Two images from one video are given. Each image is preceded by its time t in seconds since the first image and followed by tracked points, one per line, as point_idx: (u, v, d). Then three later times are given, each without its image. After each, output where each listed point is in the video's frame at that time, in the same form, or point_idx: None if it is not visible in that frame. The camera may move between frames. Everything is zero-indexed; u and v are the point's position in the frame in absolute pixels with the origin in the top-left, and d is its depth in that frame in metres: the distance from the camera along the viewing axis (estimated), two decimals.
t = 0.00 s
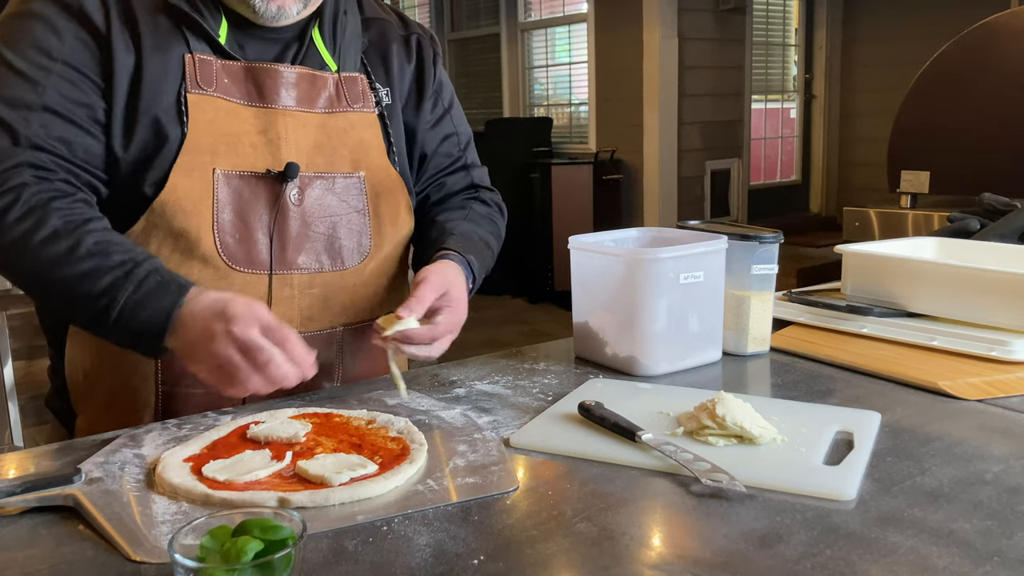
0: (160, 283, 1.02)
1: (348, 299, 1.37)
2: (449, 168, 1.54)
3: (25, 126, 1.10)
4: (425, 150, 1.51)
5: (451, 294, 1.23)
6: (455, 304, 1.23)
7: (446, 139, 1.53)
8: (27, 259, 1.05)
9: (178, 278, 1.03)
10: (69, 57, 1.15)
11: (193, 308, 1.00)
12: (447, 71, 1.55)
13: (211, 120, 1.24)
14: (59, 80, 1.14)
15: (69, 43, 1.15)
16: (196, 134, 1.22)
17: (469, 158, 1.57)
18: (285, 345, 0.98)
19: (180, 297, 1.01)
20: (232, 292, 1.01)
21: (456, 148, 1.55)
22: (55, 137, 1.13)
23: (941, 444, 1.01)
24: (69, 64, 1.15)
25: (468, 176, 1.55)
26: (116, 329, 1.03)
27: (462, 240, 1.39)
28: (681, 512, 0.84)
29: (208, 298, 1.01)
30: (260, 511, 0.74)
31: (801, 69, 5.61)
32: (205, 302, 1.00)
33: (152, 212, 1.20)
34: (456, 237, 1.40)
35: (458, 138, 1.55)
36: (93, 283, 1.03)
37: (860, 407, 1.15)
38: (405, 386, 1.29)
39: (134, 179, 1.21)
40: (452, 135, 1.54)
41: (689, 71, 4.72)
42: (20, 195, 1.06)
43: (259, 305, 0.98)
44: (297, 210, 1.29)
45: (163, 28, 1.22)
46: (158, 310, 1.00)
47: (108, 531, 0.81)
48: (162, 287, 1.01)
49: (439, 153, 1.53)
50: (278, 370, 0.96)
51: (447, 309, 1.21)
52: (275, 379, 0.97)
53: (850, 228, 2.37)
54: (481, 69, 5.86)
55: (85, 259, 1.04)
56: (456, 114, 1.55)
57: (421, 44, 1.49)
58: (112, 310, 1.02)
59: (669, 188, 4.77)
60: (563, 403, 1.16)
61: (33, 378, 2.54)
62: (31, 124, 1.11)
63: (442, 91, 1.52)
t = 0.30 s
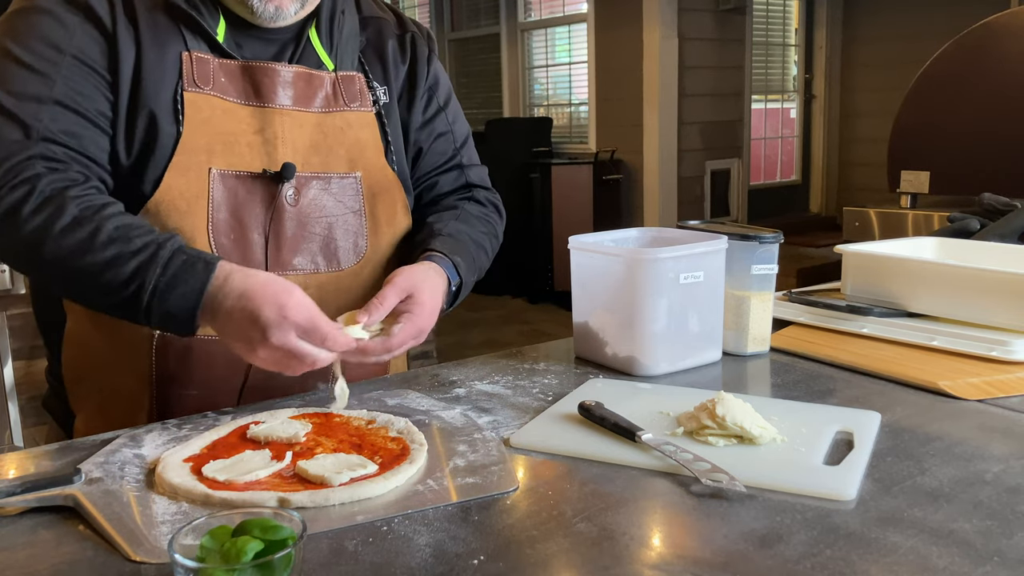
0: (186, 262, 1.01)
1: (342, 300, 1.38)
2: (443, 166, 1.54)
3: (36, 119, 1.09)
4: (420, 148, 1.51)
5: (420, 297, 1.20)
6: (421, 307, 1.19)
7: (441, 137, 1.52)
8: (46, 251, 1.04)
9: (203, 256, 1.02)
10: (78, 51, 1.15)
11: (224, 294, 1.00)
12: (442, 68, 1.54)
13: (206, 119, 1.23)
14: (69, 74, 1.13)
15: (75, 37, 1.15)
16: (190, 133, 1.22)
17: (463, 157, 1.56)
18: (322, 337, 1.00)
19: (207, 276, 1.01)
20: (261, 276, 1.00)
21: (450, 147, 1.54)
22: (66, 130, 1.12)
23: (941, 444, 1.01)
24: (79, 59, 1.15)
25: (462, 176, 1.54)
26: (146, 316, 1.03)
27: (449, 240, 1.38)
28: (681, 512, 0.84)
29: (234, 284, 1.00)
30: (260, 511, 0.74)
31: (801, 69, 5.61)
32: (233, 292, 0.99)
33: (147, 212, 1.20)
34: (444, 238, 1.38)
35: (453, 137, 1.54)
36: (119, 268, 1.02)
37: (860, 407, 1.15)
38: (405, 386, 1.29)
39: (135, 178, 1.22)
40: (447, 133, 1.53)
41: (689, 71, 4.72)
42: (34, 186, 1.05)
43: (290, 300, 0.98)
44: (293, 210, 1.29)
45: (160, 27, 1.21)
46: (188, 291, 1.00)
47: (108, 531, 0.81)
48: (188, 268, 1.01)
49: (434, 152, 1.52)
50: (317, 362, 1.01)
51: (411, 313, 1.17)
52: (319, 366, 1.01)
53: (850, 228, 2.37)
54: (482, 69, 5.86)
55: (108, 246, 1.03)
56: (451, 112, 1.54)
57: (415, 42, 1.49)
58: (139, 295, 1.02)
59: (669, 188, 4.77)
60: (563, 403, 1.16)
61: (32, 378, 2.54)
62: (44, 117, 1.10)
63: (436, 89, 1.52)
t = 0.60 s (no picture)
0: (157, 282, 1.05)
1: (345, 306, 1.38)
2: (450, 172, 1.54)
3: (18, 129, 1.10)
4: (428, 155, 1.51)
5: (428, 301, 1.22)
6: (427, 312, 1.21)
7: (446, 143, 1.52)
8: (24, 266, 1.06)
9: (172, 275, 1.06)
10: (67, 61, 1.15)
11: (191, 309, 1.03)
12: (448, 75, 1.54)
13: (207, 124, 1.23)
14: (55, 83, 1.14)
15: (61, 47, 1.15)
16: (193, 139, 1.22)
17: (470, 161, 1.56)
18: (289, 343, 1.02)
19: (176, 295, 1.04)
20: (215, 289, 1.03)
21: (457, 152, 1.54)
22: (49, 141, 1.13)
23: (941, 444, 1.01)
24: (66, 67, 1.15)
25: (469, 180, 1.55)
26: (120, 332, 1.06)
27: (458, 244, 1.39)
28: (681, 512, 0.84)
29: (196, 297, 1.03)
30: (260, 511, 0.74)
31: (801, 69, 5.61)
32: (197, 307, 1.03)
33: (148, 216, 1.19)
34: (452, 242, 1.39)
35: (459, 142, 1.54)
36: (91, 286, 1.05)
37: (860, 407, 1.15)
38: (404, 386, 1.29)
39: (132, 186, 1.22)
40: (452, 140, 1.53)
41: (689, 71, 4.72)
42: (10, 201, 1.07)
43: (246, 312, 1.00)
44: (294, 214, 1.29)
45: (160, 31, 1.21)
46: (160, 310, 1.04)
47: (109, 531, 0.81)
48: (157, 287, 1.04)
49: (439, 157, 1.52)
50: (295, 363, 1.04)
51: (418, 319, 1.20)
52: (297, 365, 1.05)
53: (850, 228, 2.37)
54: (482, 69, 5.86)
55: (80, 262, 1.05)
56: (457, 118, 1.54)
57: (422, 46, 1.49)
58: (112, 313, 1.05)
59: (669, 188, 4.77)
60: (563, 403, 1.16)
61: (32, 378, 2.54)
62: (27, 127, 1.10)
63: (443, 95, 1.52)
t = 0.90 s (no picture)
0: (154, 252, 1.04)
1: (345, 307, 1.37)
2: (451, 170, 1.53)
3: (14, 124, 1.10)
4: (427, 153, 1.51)
5: (427, 286, 1.20)
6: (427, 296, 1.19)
7: (447, 141, 1.52)
8: (19, 252, 1.07)
9: (171, 246, 1.04)
10: (65, 58, 1.15)
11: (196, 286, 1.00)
12: (448, 72, 1.53)
13: (207, 125, 1.23)
14: (52, 81, 1.14)
15: (60, 45, 1.15)
16: (192, 140, 1.22)
17: (471, 159, 1.55)
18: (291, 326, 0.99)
19: (175, 266, 1.03)
20: (227, 265, 1.00)
21: (457, 150, 1.54)
22: (43, 135, 1.13)
23: (941, 444, 1.01)
24: (63, 65, 1.15)
25: (469, 179, 1.54)
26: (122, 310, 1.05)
27: (453, 235, 1.37)
28: (680, 512, 0.84)
29: (201, 270, 1.01)
30: (260, 511, 0.74)
31: (801, 69, 5.61)
32: (201, 281, 1.00)
33: (147, 216, 1.20)
34: (448, 234, 1.37)
35: (460, 140, 1.54)
36: (89, 262, 1.05)
37: (860, 407, 1.15)
38: (404, 386, 1.29)
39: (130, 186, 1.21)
40: (453, 137, 1.53)
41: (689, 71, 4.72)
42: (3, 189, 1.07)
43: (258, 288, 0.98)
44: (294, 214, 1.29)
45: (159, 32, 1.21)
46: (158, 280, 1.02)
47: (108, 531, 0.81)
48: (156, 259, 1.03)
49: (439, 156, 1.52)
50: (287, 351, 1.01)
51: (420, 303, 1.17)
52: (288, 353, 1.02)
53: (850, 228, 2.37)
54: (482, 69, 5.86)
55: (77, 241, 1.05)
56: (457, 116, 1.53)
57: (422, 45, 1.48)
58: (111, 287, 1.04)
59: (669, 188, 4.77)
60: (563, 403, 1.16)
61: (33, 378, 2.55)
62: (20, 122, 1.11)
63: (443, 93, 1.51)
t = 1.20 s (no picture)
0: (161, 249, 1.06)
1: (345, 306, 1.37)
2: (446, 170, 1.53)
3: (15, 122, 1.10)
4: (424, 151, 1.50)
5: (399, 283, 1.18)
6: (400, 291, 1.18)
7: (445, 140, 1.51)
8: (24, 250, 1.07)
9: (178, 242, 1.07)
10: (65, 56, 1.15)
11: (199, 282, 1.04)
12: (447, 70, 1.53)
13: (205, 124, 1.23)
14: (52, 79, 1.13)
15: (60, 43, 1.15)
16: (190, 138, 1.22)
17: (467, 159, 1.54)
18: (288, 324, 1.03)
19: (183, 262, 1.05)
20: (229, 265, 1.03)
21: (454, 150, 1.53)
22: (45, 134, 1.13)
23: (941, 444, 1.01)
24: (64, 63, 1.15)
25: (465, 179, 1.53)
26: (129, 306, 1.08)
27: (438, 237, 1.36)
28: (681, 512, 0.84)
29: (205, 269, 1.04)
30: (260, 511, 0.74)
31: (801, 69, 5.61)
32: (205, 277, 1.04)
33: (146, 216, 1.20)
34: (434, 234, 1.37)
35: (456, 140, 1.53)
36: (96, 260, 1.06)
37: (860, 407, 1.15)
38: (405, 386, 1.29)
39: (128, 185, 1.22)
40: (452, 136, 1.52)
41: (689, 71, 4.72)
42: (6, 187, 1.06)
43: (258, 287, 1.01)
44: (292, 214, 1.28)
45: (158, 31, 1.21)
46: (166, 277, 1.05)
47: (108, 531, 0.81)
48: (164, 255, 1.05)
49: (438, 154, 1.51)
50: (281, 347, 1.04)
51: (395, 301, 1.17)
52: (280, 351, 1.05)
53: (850, 228, 2.37)
54: (482, 69, 5.86)
55: (84, 239, 1.06)
56: (455, 115, 1.53)
57: (420, 44, 1.47)
58: (118, 284, 1.06)
59: (669, 188, 4.77)
60: (563, 403, 1.16)
61: (33, 378, 2.55)
62: (20, 121, 1.10)
63: (442, 91, 1.51)
